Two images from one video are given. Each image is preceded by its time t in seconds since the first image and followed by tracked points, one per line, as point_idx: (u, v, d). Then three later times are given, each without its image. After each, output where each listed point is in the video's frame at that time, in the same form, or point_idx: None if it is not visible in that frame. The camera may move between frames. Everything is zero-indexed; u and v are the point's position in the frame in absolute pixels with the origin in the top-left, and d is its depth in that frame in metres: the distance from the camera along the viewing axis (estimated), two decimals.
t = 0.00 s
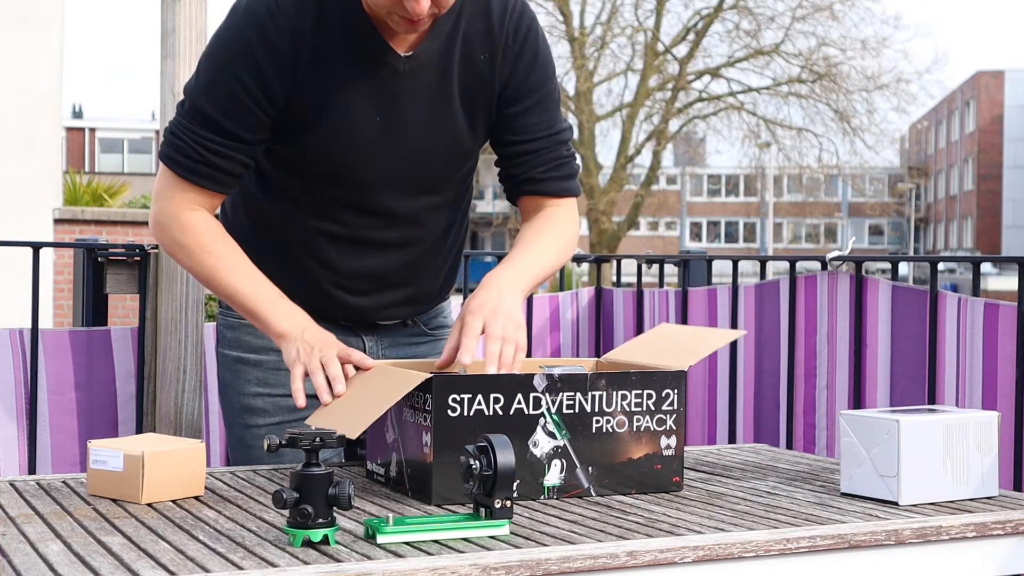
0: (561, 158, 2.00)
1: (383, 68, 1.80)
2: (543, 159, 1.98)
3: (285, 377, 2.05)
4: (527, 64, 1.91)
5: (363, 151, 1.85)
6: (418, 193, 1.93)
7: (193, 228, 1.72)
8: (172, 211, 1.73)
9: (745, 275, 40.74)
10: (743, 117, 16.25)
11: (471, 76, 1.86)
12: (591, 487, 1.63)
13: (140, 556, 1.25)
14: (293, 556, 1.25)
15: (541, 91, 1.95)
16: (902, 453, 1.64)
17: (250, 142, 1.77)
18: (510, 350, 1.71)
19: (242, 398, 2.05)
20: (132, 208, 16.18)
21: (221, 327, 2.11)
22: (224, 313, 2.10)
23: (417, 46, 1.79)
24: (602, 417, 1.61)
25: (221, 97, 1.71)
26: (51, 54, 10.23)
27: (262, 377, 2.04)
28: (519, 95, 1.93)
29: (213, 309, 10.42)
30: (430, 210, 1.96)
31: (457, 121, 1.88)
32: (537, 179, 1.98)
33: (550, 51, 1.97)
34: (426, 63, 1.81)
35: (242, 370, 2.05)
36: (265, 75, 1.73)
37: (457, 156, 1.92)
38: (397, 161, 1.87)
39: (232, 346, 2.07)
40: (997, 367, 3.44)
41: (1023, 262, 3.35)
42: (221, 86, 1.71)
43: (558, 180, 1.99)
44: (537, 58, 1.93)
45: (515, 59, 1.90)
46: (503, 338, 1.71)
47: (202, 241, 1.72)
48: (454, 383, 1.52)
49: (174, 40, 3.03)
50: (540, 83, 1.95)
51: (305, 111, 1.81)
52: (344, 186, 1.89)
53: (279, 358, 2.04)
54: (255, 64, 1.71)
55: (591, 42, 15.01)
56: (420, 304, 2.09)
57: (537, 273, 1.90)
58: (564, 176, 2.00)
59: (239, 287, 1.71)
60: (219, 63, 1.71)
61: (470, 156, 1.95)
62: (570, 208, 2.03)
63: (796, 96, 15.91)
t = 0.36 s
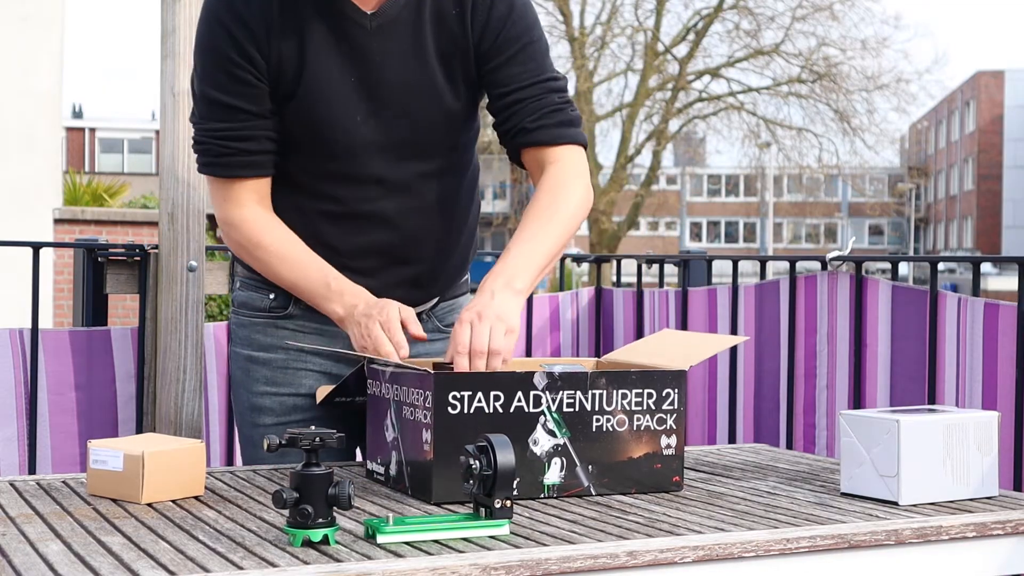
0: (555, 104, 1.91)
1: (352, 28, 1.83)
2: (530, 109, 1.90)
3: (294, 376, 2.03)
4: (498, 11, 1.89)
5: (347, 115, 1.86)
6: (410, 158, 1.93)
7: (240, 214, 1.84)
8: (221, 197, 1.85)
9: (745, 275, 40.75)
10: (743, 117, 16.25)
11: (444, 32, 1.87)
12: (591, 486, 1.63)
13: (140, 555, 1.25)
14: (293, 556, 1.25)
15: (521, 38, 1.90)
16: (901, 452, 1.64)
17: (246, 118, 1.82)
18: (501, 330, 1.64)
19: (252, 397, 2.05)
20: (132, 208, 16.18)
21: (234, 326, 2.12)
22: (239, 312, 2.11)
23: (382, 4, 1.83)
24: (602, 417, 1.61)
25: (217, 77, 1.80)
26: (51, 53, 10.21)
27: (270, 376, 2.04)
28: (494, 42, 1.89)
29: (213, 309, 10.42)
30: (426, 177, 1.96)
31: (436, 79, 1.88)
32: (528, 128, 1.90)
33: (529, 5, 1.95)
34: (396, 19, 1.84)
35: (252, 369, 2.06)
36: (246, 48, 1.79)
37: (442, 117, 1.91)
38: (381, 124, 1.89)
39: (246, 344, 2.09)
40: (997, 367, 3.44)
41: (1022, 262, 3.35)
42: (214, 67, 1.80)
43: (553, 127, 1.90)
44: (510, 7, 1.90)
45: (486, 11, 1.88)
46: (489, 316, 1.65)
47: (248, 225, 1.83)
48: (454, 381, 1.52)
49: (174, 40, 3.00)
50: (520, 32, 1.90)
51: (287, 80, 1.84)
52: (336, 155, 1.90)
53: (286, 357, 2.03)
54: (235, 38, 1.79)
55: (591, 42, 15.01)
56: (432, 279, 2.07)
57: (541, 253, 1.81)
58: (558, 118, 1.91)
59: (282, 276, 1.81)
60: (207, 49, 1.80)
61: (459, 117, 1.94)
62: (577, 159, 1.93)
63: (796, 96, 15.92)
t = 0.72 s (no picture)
0: (563, 116, 1.92)
1: (355, 29, 1.83)
2: (541, 121, 1.90)
3: (302, 376, 2.04)
4: (505, 19, 1.87)
5: (352, 115, 1.86)
6: (415, 158, 1.93)
7: (250, 213, 1.84)
8: (233, 195, 1.86)
9: (744, 275, 40.75)
10: (743, 117, 16.25)
11: (447, 33, 1.85)
12: (592, 487, 1.63)
13: (141, 555, 1.25)
14: (293, 556, 1.25)
15: (529, 47, 1.90)
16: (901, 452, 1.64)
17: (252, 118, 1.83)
18: (507, 323, 1.67)
19: (258, 397, 2.05)
20: (132, 208, 16.19)
21: (240, 326, 2.12)
22: (245, 312, 2.11)
23: (386, 5, 1.82)
24: (602, 416, 1.61)
25: (224, 76, 1.82)
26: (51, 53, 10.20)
27: (277, 376, 2.04)
28: (503, 53, 1.88)
29: (213, 309, 10.43)
30: (431, 177, 1.96)
31: (440, 80, 1.87)
32: (537, 141, 1.90)
33: (534, 10, 1.93)
34: (399, 21, 1.83)
35: (258, 369, 2.06)
36: (251, 48, 1.80)
37: (446, 118, 1.90)
38: (386, 124, 1.89)
39: (252, 344, 2.08)
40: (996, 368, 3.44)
41: (1022, 262, 3.35)
42: (220, 67, 1.82)
43: (563, 140, 1.91)
44: (517, 13, 1.89)
45: (492, 17, 1.87)
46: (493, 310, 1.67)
47: (259, 225, 1.84)
48: (455, 381, 1.52)
49: (174, 39, 2.99)
50: (527, 41, 1.90)
51: (294, 80, 1.85)
52: (341, 156, 1.89)
53: (293, 358, 2.04)
54: (239, 38, 1.80)
55: (591, 42, 15.00)
56: (440, 280, 2.07)
57: (548, 256, 1.83)
58: (566, 130, 1.92)
59: (290, 274, 1.83)
60: (214, 48, 1.81)
61: (464, 118, 1.93)
62: (583, 169, 1.94)
63: (796, 96, 15.92)
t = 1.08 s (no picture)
0: (569, 119, 1.93)
1: (360, 26, 1.82)
2: (547, 124, 1.92)
3: (304, 376, 2.03)
4: (514, 20, 1.88)
5: (356, 110, 1.86)
6: (418, 154, 1.93)
7: (252, 201, 1.85)
8: (234, 184, 1.86)
9: (744, 275, 40.75)
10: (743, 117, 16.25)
11: (454, 31, 1.85)
12: (597, 484, 1.63)
13: (141, 555, 1.25)
14: (293, 556, 1.25)
15: (536, 48, 1.91)
16: (902, 454, 1.64)
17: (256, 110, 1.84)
18: (511, 314, 1.68)
19: (260, 397, 2.05)
20: (132, 208, 16.19)
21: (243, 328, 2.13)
22: (247, 313, 2.11)
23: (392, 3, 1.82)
24: (607, 415, 1.61)
25: (229, 68, 1.82)
26: (50, 53, 10.19)
27: (279, 377, 2.03)
28: (511, 55, 1.89)
29: (213, 308, 10.43)
30: (433, 176, 1.96)
31: (444, 78, 1.86)
32: (544, 144, 1.92)
33: (542, 11, 1.94)
34: (405, 19, 1.83)
35: (260, 369, 2.05)
36: (256, 42, 1.81)
37: (450, 117, 1.90)
38: (390, 120, 1.89)
39: (254, 345, 2.08)
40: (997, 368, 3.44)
41: (1022, 262, 3.35)
42: (226, 59, 1.82)
43: (570, 142, 1.92)
44: (524, 15, 1.90)
45: (499, 17, 1.87)
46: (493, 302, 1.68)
47: (259, 213, 1.84)
48: (462, 380, 1.51)
49: (174, 40, 2.98)
50: (534, 43, 1.91)
51: (299, 75, 1.85)
52: (345, 152, 1.89)
53: (296, 358, 2.04)
54: (245, 31, 1.80)
55: (591, 42, 15.00)
56: (441, 281, 2.06)
57: (549, 253, 1.83)
58: (573, 132, 1.93)
59: (290, 262, 1.82)
60: (221, 40, 1.82)
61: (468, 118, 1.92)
62: (588, 173, 1.96)
63: (796, 96, 15.91)
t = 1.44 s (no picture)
0: (573, 129, 1.95)
1: (365, 29, 1.82)
2: (553, 133, 1.93)
3: (304, 377, 2.03)
4: (519, 30, 1.88)
5: (358, 112, 1.86)
6: (419, 155, 1.93)
7: (253, 200, 1.84)
8: (235, 181, 1.86)
9: (744, 275, 40.76)
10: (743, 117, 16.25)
11: (458, 36, 1.86)
12: (599, 487, 1.63)
13: (141, 555, 1.25)
14: (293, 557, 1.25)
15: (542, 57, 1.91)
16: (903, 454, 1.64)
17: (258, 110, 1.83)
18: (511, 298, 1.70)
19: (259, 398, 2.05)
20: (133, 208, 16.20)
21: (242, 328, 2.12)
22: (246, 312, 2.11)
23: (397, 6, 1.82)
24: (609, 417, 1.61)
25: (233, 67, 1.82)
26: (50, 53, 10.19)
27: (278, 378, 2.03)
28: (517, 63, 1.89)
29: (213, 308, 10.44)
30: (435, 179, 1.96)
31: (447, 82, 1.86)
32: (549, 153, 1.93)
33: (547, 19, 1.94)
34: (409, 21, 1.83)
35: (260, 370, 2.05)
36: (260, 42, 1.80)
37: (453, 120, 1.90)
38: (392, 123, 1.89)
39: (253, 345, 2.08)
40: (996, 367, 3.44)
41: (1022, 262, 3.35)
42: (230, 57, 1.82)
43: (573, 151, 1.94)
44: (530, 22, 1.90)
45: (505, 24, 1.87)
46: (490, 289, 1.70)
47: (260, 211, 1.83)
48: (465, 383, 1.51)
49: (174, 39, 2.98)
50: (540, 52, 1.91)
51: (302, 76, 1.85)
52: (347, 153, 1.89)
53: (295, 359, 2.04)
54: (249, 30, 1.80)
55: (591, 42, 15.00)
56: (441, 282, 2.05)
57: (551, 250, 1.85)
58: (576, 143, 1.94)
59: (290, 261, 1.82)
60: (223, 37, 1.81)
61: (469, 120, 1.92)
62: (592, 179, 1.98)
63: (796, 96, 15.91)
